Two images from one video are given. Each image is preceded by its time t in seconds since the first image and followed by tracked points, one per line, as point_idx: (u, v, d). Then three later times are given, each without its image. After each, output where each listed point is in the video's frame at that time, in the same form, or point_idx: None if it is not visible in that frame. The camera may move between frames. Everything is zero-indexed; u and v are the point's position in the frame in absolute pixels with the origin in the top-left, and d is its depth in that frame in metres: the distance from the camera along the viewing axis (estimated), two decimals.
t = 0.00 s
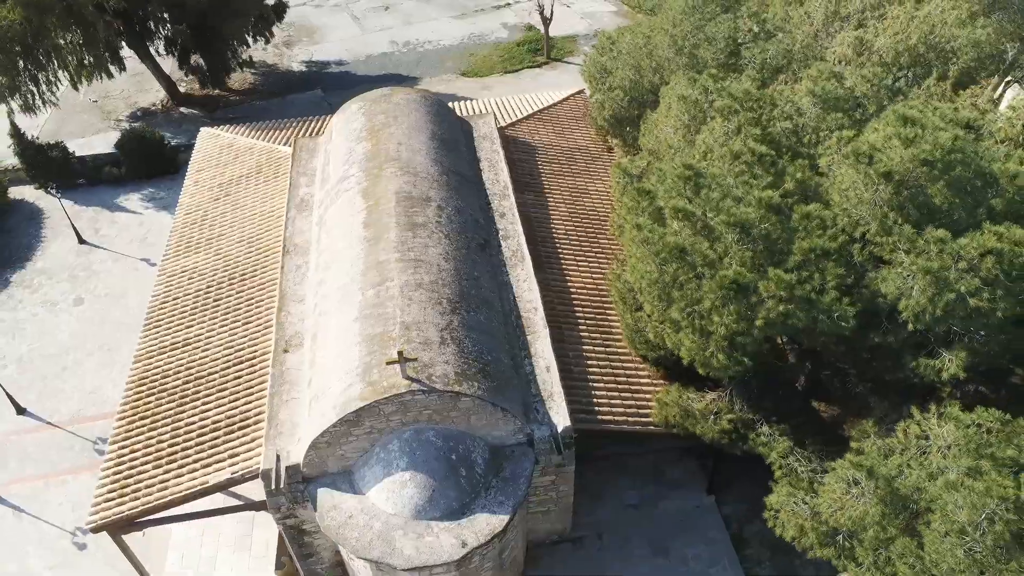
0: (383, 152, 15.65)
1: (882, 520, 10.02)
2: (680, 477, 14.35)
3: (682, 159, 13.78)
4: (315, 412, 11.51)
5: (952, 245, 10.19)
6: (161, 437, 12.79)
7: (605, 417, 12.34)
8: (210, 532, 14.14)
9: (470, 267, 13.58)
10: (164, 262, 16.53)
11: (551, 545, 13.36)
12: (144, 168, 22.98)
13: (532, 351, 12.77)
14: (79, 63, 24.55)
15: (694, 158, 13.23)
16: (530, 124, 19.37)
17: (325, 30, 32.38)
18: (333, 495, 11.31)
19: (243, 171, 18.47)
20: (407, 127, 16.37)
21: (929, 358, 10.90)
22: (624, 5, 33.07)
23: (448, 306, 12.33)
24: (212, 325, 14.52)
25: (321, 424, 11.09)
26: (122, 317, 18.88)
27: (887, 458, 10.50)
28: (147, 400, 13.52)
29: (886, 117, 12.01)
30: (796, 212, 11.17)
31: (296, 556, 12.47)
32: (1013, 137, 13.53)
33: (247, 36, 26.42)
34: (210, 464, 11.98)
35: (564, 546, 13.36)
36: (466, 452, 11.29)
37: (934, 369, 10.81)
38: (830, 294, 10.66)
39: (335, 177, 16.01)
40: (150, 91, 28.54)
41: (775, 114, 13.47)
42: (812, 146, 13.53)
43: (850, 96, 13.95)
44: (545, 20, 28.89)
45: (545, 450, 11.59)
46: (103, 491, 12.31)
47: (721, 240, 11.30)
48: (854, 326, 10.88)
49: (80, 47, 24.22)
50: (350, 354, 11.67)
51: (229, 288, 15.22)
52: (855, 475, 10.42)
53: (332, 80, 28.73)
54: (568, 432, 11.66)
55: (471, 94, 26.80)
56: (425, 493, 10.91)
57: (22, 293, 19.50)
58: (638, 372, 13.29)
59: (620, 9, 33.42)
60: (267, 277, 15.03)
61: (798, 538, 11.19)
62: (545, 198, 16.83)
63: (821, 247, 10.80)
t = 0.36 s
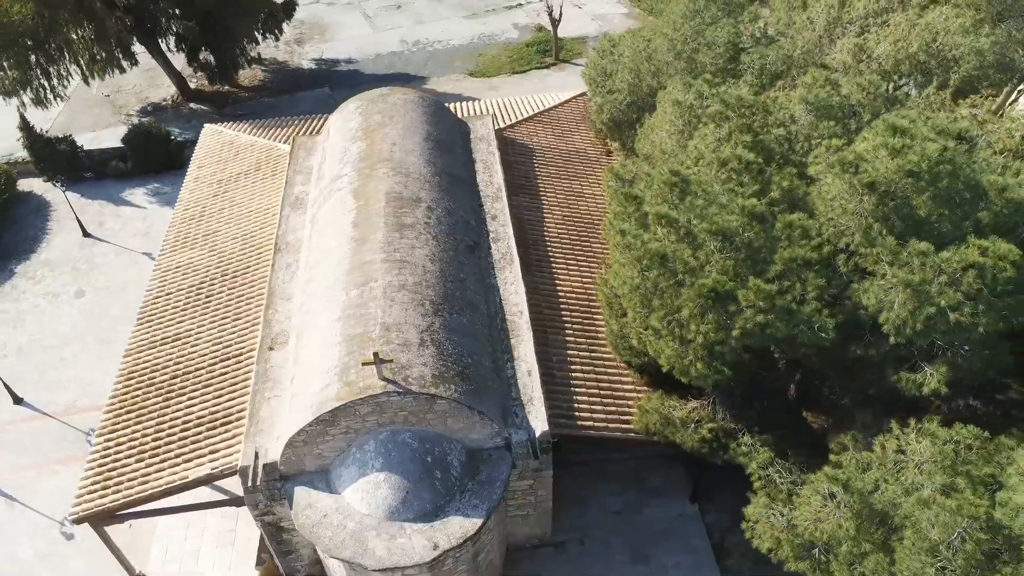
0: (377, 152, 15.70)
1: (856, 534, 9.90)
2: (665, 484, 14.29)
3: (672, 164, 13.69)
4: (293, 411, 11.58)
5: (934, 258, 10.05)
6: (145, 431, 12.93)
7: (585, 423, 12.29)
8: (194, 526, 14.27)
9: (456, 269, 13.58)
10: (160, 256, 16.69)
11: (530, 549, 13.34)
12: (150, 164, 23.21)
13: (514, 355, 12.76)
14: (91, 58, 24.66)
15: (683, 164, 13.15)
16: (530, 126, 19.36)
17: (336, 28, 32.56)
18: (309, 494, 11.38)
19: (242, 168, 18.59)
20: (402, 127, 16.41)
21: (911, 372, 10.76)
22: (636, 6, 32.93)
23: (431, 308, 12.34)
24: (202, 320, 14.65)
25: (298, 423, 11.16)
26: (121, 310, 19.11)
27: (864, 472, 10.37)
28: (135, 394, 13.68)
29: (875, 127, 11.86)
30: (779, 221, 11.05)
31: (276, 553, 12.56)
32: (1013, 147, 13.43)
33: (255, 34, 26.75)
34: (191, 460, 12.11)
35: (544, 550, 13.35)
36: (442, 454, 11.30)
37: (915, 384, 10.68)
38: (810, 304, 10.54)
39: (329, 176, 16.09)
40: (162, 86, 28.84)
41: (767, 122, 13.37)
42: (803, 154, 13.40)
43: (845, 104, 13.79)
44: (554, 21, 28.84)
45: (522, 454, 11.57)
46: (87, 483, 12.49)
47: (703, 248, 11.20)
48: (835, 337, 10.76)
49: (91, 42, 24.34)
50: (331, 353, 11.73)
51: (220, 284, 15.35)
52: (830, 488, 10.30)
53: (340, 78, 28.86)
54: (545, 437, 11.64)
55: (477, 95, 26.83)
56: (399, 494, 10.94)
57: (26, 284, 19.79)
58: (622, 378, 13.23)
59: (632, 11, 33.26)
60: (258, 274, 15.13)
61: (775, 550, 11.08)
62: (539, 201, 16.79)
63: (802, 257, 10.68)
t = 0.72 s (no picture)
0: (368, 152, 15.74)
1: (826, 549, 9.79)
2: (647, 492, 14.21)
3: (659, 170, 13.60)
4: (270, 410, 11.65)
5: (912, 270, 9.91)
6: (129, 426, 13.05)
7: (562, 429, 12.24)
8: (177, 521, 14.38)
9: (440, 272, 13.59)
10: (155, 253, 16.85)
11: (508, 554, 13.31)
12: (154, 159, 23.43)
13: (495, 359, 12.74)
14: (100, 55, 24.95)
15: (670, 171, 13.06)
16: (527, 129, 19.32)
17: (345, 27, 32.69)
18: (283, 493, 11.43)
19: (240, 166, 18.73)
20: (395, 128, 16.43)
21: (889, 386, 10.61)
22: (646, 9, 32.75)
23: (411, 310, 12.34)
24: (191, 317, 14.78)
25: (273, 422, 11.20)
26: (119, 304, 19.31)
27: (838, 487, 10.26)
28: (121, 388, 13.83)
29: (861, 136, 11.72)
30: (759, 230, 10.95)
31: (253, 550, 12.62)
32: (1008, 159, 13.27)
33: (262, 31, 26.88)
34: (170, 456, 12.21)
35: (522, 555, 13.32)
36: (416, 457, 11.30)
37: (893, 398, 10.54)
38: (786, 315, 10.44)
39: (321, 176, 16.15)
40: (171, 82, 29.10)
41: (755, 129, 13.25)
42: (792, 163, 13.27)
43: (836, 112, 13.65)
44: (561, 23, 28.77)
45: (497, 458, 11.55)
46: (69, 476, 12.64)
47: (681, 256, 11.11)
48: (811, 349, 10.64)
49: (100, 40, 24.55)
50: (309, 353, 11.78)
51: (210, 281, 15.47)
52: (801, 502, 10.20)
53: (347, 77, 28.98)
54: (521, 442, 11.61)
55: (482, 95, 26.85)
56: (370, 495, 10.95)
57: (27, 277, 20.05)
58: (603, 384, 13.17)
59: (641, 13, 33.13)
60: (248, 272, 15.23)
61: (747, 562, 10.98)
62: (531, 204, 16.75)
63: (780, 267, 10.57)
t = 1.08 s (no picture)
0: (358, 154, 15.79)
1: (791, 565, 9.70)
2: (626, 500, 14.15)
3: (644, 176, 13.54)
4: (245, 410, 11.71)
5: (886, 285, 9.78)
6: (110, 422, 13.17)
7: (537, 435, 12.21)
8: (160, 516, 14.51)
9: (423, 275, 13.60)
10: (148, 250, 17.02)
11: (484, 559, 13.31)
12: (156, 156, 23.66)
13: (473, 363, 12.74)
14: (108, 50, 25.16)
15: (653, 178, 12.99)
16: (523, 132, 19.29)
17: (354, 26, 32.82)
18: (256, 493, 11.51)
19: (236, 165, 18.85)
20: (387, 130, 16.46)
21: (862, 401, 10.49)
22: (655, 12, 32.59)
23: (389, 314, 12.36)
24: (178, 315, 14.90)
25: (247, 423, 11.26)
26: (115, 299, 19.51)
27: (807, 502, 10.16)
28: (105, 385, 13.95)
29: (844, 147, 11.61)
30: (735, 240, 10.85)
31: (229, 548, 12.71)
32: (998, 172, 13.14)
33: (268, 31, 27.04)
34: (148, 453, 12.32)
35: (498, 560, 13.32)
36: (387, 461, 11.33)
37: (866, 413, 10.43)
38: (758, 327, 10.35)
39: (312, 176, 16.22)
40: (179, 79, 29.36)
41: (741, 139, 13.16)
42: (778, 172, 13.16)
43: (825, 122, 13.54)
44: (567, 25, 28.70)
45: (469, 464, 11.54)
46: (49, 470, 12.76)
47: (657, 265, 11.03)
48: (785, 361, 10.55)
49: (108, 36, 24.78)
50: (285, 355, 11.83)
51: (199, 279, 15.59)
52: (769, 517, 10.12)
53: (352, 77, 29.09)
54: (493, 448, 11.60)
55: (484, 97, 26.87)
56: (340, 498, 10.99)
57: (27, 270, 20.31)
58: (582, 391, 13.12)
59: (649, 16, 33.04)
60: (236, 271, 15.33)
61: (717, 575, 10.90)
62: (521, 208, 16.72)
63: (754, 279, 10.47)
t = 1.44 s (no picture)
0: (347, 156, 15.85)
1: None
2: (604, 508, 14.12)
3: (627, 184, 13.48)
4: (220, 410, 11.81)
5: (856, 300, 9.68)
6: (92, 418, 13.32)
7: (511, 442, 12.21)
8: (142, 512, 14.66)
9: (404, 279, 13.63)
10: (141, 248, 17.18)
11: (458, 564, 13.33)
12: (158, 153, 23.89)
13: (450, 369, 12.76)
14: (115, 49, 25.43)
15: (635, 186, 12.93)
16: (517, 135, 19.28)
17: (361, 27, 32.95)
18: (228, 493, 11.60)
19: (232, 164, 18.98)
20: (377, 133, 16.51)
21: (833, 416, 10.39)
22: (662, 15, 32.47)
23: (366, 318, 12.40)
24: (165, 313, 15.04)
25: (220, 423, 11.35)
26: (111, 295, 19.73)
27: (773, 517, 10.09)
28: (90, 381, 14.11)
29: (824, 159, 11.51)
30: (708, 251, 10.78)
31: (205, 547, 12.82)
32: (987, 186, 12.98)
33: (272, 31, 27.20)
34: (126, 450, 12.45)
35: (472, 565, 13.35)
36: (358, 465, 11.37)
37: (835, 429, 10.34)
38: (728, 340, 10.29)
39: (302, 178, 16.30)
40: (186, 77, 29.61)
41: (723, 149, 13.09)
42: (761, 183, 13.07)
43: (811, 133, 13.43)
44: (571, 27, 28.65)
45: (440, 469, 11.56)
46: (31, 465, 12.92)
47: (629, 275, 10.97)
48: (755, 374, 10.47)
49: (115, 34, 24.99)
50: (261, 357, 11.92)
51: (187, 278, 15.73)
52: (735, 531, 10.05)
53: (357, 77, 29.22)
54: (464, 454, 11.62)
55: (486, 99, 26.89)
56: (309, 500, 11.06)
57: (27, 265, 20.58)
58: (559, 399, 13.10)
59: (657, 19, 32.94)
60: (223, 271, 15.44)
61: None
62: (510, 212, 16.71)
63: (725, 291, 10.40)
